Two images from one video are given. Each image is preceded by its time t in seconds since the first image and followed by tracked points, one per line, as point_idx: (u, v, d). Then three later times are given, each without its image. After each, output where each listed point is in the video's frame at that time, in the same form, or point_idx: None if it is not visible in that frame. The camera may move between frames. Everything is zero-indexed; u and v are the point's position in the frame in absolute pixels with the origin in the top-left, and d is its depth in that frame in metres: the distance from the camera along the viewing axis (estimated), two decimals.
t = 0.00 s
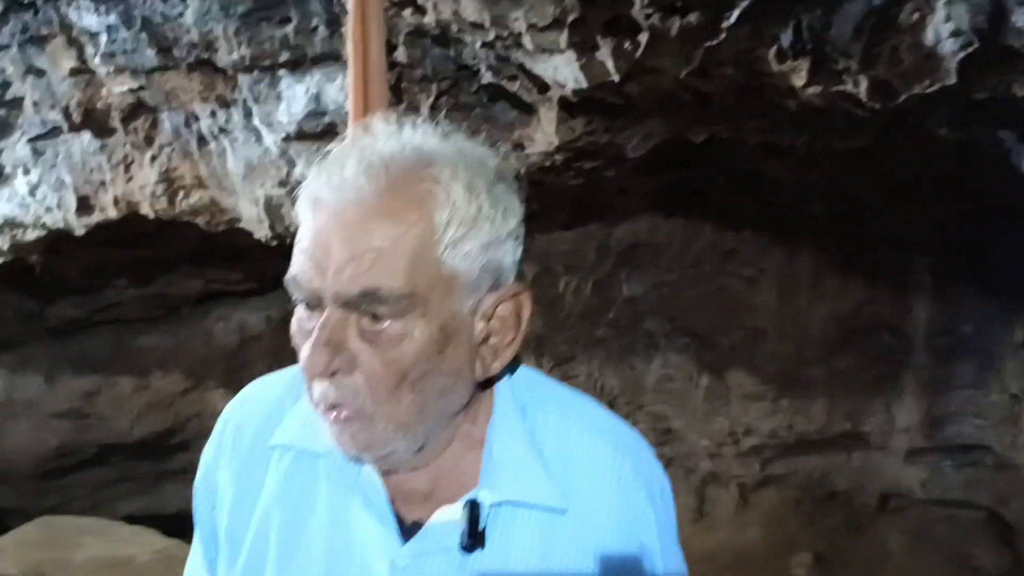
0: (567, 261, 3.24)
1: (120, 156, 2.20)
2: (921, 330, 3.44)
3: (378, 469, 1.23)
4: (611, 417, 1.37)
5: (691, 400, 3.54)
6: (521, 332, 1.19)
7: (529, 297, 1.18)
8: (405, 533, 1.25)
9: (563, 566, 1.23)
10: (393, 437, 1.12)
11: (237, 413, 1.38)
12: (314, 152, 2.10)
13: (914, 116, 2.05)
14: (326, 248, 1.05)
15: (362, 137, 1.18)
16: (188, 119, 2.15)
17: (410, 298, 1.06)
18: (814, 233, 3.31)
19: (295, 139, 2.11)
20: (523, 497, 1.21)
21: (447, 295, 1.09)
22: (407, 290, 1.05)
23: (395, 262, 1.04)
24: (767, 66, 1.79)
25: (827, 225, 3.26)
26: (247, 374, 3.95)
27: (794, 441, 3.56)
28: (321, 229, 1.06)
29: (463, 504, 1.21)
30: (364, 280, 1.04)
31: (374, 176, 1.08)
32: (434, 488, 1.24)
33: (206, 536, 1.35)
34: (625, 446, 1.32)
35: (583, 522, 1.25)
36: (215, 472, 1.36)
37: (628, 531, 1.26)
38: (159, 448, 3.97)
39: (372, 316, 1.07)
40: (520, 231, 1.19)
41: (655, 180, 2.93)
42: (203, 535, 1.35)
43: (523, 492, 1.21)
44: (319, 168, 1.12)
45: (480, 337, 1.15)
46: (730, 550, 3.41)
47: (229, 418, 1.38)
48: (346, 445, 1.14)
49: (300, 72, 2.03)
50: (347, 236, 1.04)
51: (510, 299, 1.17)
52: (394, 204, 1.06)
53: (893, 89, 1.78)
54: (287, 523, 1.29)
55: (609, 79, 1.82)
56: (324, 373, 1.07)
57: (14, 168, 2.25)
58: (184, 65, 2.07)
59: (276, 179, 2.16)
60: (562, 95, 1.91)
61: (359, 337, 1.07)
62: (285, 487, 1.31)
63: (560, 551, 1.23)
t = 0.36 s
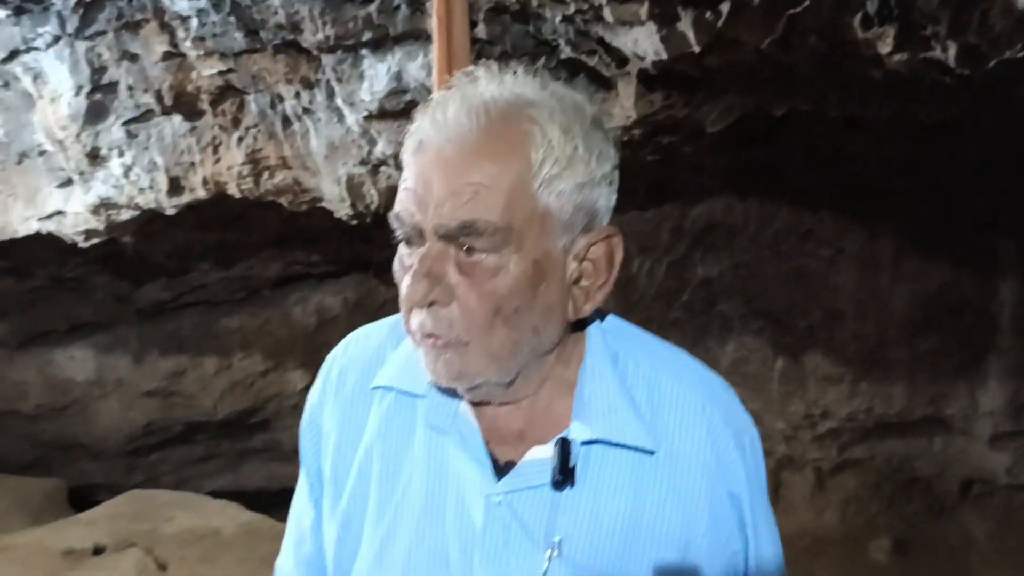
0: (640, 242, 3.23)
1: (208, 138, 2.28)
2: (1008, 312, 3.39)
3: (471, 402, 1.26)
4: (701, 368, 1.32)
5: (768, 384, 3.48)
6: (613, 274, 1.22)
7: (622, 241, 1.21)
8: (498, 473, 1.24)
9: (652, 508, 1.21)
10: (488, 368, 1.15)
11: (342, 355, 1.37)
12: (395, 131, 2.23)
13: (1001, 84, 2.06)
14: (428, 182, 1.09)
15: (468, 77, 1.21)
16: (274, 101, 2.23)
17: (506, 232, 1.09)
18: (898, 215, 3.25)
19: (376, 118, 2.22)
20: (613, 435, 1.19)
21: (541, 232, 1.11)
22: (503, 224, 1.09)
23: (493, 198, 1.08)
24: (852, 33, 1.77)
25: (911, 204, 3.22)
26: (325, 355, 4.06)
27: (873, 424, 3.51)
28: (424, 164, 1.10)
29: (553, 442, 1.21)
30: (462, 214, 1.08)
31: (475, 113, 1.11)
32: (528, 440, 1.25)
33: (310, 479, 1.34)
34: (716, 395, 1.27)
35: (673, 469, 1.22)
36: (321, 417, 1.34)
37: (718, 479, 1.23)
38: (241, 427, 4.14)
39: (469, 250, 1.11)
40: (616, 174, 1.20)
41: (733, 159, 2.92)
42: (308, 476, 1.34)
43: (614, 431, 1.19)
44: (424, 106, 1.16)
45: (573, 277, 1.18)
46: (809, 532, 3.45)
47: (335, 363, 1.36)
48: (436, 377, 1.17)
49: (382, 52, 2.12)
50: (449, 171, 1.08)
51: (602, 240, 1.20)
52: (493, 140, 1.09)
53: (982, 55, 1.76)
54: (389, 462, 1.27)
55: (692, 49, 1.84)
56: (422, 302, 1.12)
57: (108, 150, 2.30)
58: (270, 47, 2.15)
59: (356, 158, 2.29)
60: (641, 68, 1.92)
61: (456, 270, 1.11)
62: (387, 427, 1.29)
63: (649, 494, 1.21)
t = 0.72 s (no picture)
0: (681, 225, 3.25)
1: (251, 125, 2.33)
2: None
3: (506, 367, 1.28)
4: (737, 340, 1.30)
5: (809, 365, 3.50)
6: (643, 243, 1.21)
7: (653, 207, 1.20)
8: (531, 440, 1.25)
9: (682, 476, 1.21)
10: (517, 329, 1.16)
11: (382, 327, 1.40)
12: (435, 115, 2.23)
13: None
14: (462, 144, 1.13)
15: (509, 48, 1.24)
16: (315, 87, 2.27)
17: (535, 193, 1.11)
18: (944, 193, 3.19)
19: (415, 102, 2.22)
20: (644, 402, 1.20)
21: (570, 194, 1.13)
22: (533, 185, 1.11)
23: (523, 159, 1.10)
24: (893, 9, 1.75)
25: (960, 183, 3.13)
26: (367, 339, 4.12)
27: (919, 408, 3.49)
28: (460, 126, 1.13)
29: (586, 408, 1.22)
30: (492, 174, 1.10)
31: (510, 79, 1.13)
32: (562, 405, 1.27)
33: (353, 445, 1.38)
34: (750, 365, 1.25)
35: (704, 438, 1.22)
36: (362, 383, 1.38)
37: (750, 449, 1.22)
38: (287, 410, 4.22)
39: (499, 210, 1.13)
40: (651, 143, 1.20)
41: (773, 140, 2.91)
42: (350, 443, 1.38)
43: (645, 398, 1.20)
44: (465, 74, 1.19)
45: (604, 243, 1.18)
46: (851, 516, 3.48)
47: (378, 330, 1.40)
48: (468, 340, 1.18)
49: (422, 36, 2.08)
50: (482, 132, 1.11)
51: (634, 206, 1.19)
52: (526, 104, 1.11)
53: None
54: (426, 429, 1.30)
55: (730, 28, 1.82)
56: (452, 260, 1.14)
57: (155, 137, 2.37)
58: (312, 33, 2.15)
59: (397, 142, 2.32)
60: (681, 48, 1.90)
61: (486, 229, 1.13)
62: (425, 394, 1.32)
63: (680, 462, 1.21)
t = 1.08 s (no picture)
0: (697, 222, 3.24)
1: (268, 123, 2.35)
2: None
3: (520, 355, 1.28)
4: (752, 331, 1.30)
5: (827, 364, 3.47)
6: (656, 231, 1.20)
7: (665, 195, 1.19)
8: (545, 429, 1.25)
9: (695, 466, 1.20)
10: (526, 313, 1.14)
11: (400, 318, 1.40)
12: (451, 112, 2.25)
13: None
14: (476, 131, 1.13)
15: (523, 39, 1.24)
16: (332, 84, 2.28)
17: (547, 177, 1.11)
18: (965, 188, 3.16)
19: (432, 99, 2.22)
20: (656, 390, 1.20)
21: (582, 180, 1.12)
22: (545, 169, 1.10)
23: (535, 144, 1.10)
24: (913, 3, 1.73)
25: (982, 179, 3.12)
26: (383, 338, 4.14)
27: (938, 406, 3.47)
28: (474, 113, 1.13)
29: (600, 398, 1.22)
30: (505, 159, 1.10)
31: (523, 66, 1.13)
32: (576, 396, 1.26)
33: (370, 436, 1.38)
34: (765, 355, 1.25)
35: (719, 427, 1.22)
36: (380, 374, 1.38)
37: (763, 439, 1.21)
38: (302, 409, 4.23)
39: (511, 195, 1.12)
40: (664, 132, 1.19)
41: (789, 135, 2.90)
42: (367, 435, 1.38)
43: (660, 386, 1.19)
44: (479, 63, 1.20)
45: (616, 230, 1.17)
46: (869, 515, 3.40)
47: (395, 322, 1.40)
48: (475, 324, 1.16)
49: (438, 33, 2.08)
50: (495, 118, 1.11)
51: (646, 193, 1.18)
52: (538, 90, 1.11)
53: None
54: (441, 419, 1.30)
55: (748, 23, 1.80)
56: (465, 245, 1.13)
57: (172, 136, 2.38)
58: (329, 30, 2.15)
59: (413, 139, 2.34)
60: (697, 43, 1.90)
61: (498, 214, 1.12)
62: (440, 384, 1.31)
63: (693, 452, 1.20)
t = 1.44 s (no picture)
0: (705, 228, 3.25)
1: (277, 129, 2.37)
2: None
3: (529, 361, 1.28)
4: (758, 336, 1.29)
5: (836, 370, 3.47)
6: (663, 235, 1.20)
7: (671, 200, 1.19)
8: (553, 435, 1.25)
9: (702, 470, 1.20)
10: (536, 321, 1.14)
11: (411, 322, 1.40)
12: (459, 118, 2.24)
13: None
14: (481, 142, 1.13)
15: (528, 48, 1.24)
16: (340, 90, 2.29)
17: (552, 186, 1.11)
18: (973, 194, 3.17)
19: (440, 104, 2.22)
20: (664, 395, 1.20)
21: (587, 187, 1.13)
22: (550, 178, 1.11)
23: (540, 154, 1.10)
24: (921, 8, 1.73)
25: (991, 184, 3.12)
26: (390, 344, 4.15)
27: (947, 413, 3.44)
28: (479, 124, 1.14)
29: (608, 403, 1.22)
30: (510, 169, 1.11)
31: (526, 76, 1.14)
32: (584, 401, 1.26)
33: (380, 440, 1.38)
34: (771, 360, 1.25)
35: (725, 432, 1.22)
36: (390, 379, 1.38)
37: (770, 444, 1.21)
38: (311, 415, 4.24)
39: (517, 204, 1.13)
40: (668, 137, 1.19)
41: (797, 141, 2.90)
42: (377, 438, 1.37)
43: (666, 392, 1.19)
44: (484, 73, 1.20)
45: (622, 235, 1.18)
46: (876, 522, 3.42)
47: (405, 327, 1.41)
48: (483, 332, 1.17)
49: (447, 38, 2.07)
50: (500, 129, 1.11)
51: (651, 199, 1.19)
52: (541, 100, 1.11)
53: None
54: (450, 424, 1.30)
55: (757, 29, 1.79)
56: (473, 254, 1.13)
57: (182, 142, 2.40)
58: (338, 37, 2.16)
59: (422, 145, 2.33)
60: (706, 49, 1.90)
61: (505, 223, 1.13)
62: (449, 389, 1.32)
63: (700, 457, 1.21)
